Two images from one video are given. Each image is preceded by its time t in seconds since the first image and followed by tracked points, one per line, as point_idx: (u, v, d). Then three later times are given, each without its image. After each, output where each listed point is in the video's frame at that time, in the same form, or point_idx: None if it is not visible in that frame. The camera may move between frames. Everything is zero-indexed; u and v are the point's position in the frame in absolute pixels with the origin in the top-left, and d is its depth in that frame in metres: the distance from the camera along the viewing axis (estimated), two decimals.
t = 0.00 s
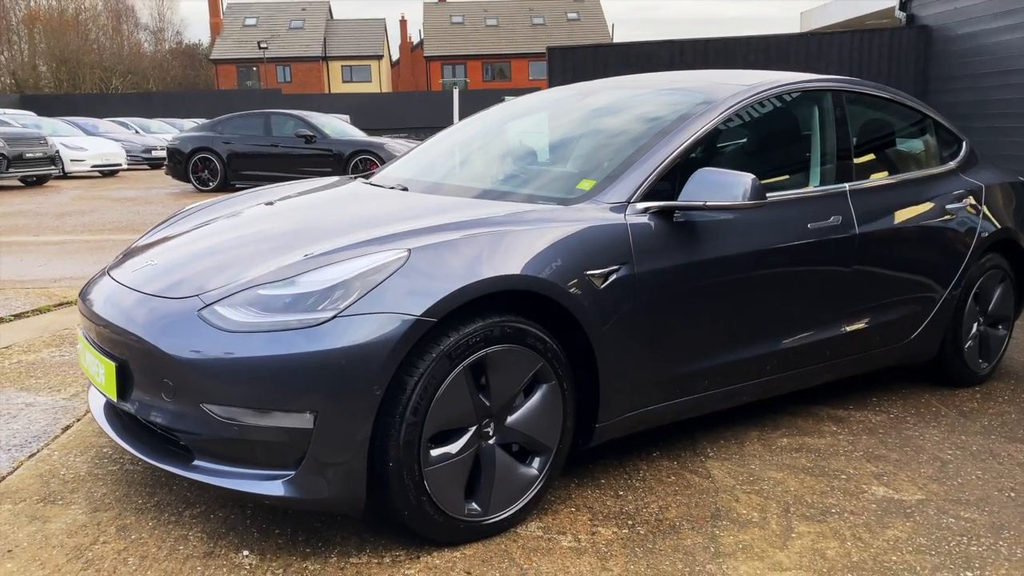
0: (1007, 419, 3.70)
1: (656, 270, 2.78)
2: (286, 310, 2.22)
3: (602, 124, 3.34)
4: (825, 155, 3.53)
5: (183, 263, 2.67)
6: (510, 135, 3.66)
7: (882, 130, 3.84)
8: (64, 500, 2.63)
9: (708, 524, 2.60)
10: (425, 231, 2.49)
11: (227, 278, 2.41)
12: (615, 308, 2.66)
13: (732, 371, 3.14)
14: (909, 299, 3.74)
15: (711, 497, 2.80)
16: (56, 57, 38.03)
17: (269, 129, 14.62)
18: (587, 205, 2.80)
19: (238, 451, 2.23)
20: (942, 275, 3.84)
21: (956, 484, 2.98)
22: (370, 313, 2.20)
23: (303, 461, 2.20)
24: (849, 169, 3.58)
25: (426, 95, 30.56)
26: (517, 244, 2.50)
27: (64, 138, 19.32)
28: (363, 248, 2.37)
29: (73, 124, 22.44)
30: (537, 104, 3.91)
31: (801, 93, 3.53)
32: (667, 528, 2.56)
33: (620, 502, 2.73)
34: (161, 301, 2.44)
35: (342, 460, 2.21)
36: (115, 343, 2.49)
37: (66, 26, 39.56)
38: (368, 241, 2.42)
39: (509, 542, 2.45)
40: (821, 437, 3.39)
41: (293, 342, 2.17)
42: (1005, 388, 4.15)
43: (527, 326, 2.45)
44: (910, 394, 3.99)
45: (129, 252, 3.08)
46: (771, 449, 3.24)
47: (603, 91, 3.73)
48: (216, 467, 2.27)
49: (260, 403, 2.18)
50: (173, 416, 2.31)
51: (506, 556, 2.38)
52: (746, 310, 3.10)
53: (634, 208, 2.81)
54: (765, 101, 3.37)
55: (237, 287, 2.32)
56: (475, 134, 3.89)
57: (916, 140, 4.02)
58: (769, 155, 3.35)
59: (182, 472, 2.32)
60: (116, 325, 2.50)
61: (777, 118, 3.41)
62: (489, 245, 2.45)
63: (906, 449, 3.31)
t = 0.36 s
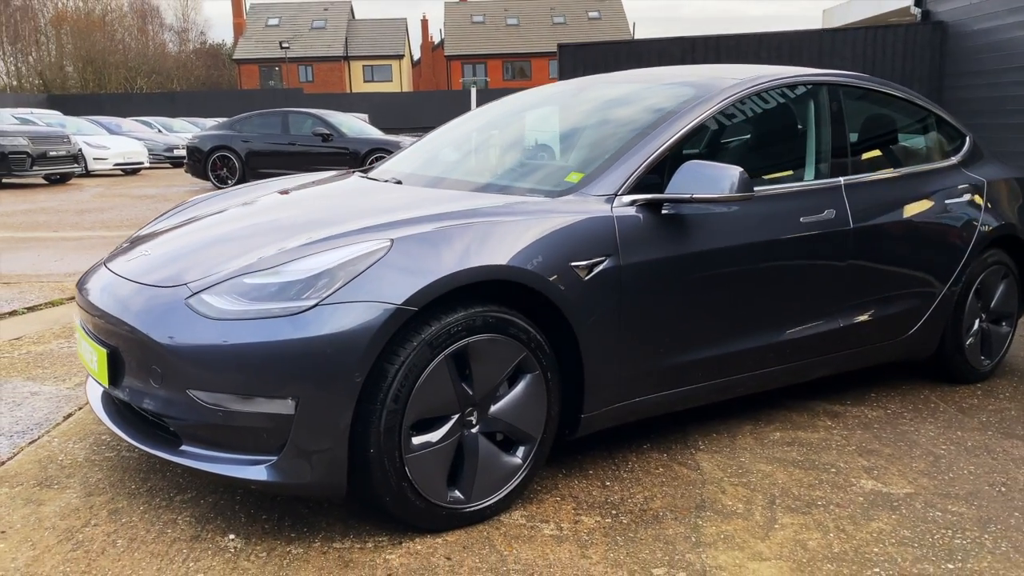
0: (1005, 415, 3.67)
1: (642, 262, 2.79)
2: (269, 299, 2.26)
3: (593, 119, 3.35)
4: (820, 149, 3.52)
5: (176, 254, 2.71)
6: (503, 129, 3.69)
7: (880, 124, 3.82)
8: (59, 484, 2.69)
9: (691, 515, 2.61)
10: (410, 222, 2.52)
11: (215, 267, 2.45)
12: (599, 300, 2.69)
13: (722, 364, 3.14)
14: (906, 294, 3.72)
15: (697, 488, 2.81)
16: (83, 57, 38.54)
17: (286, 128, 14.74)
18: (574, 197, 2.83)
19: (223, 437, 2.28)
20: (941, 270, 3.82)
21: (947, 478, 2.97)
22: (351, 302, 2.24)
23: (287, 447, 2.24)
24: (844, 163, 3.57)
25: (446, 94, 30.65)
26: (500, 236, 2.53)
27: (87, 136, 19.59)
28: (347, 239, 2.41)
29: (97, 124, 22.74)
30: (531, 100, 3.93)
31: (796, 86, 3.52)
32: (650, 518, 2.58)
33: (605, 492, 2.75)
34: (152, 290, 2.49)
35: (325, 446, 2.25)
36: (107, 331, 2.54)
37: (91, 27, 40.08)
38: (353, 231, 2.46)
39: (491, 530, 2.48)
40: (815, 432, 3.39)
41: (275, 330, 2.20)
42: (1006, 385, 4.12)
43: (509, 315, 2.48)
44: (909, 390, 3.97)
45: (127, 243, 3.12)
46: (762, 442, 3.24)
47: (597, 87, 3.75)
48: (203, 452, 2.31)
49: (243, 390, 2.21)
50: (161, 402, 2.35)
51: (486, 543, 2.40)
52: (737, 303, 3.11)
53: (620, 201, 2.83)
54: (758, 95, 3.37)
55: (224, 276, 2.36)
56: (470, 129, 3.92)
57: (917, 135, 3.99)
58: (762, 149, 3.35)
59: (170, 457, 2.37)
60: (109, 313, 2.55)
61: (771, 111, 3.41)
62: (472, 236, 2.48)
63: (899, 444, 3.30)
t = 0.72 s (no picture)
0: (1004, 417, 3.62)
1: (627, 260, 2.79)
2: (248, 295, 2.27)
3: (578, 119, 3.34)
4: (814, 146, 3.49)
5: (163, 251, 2.73)
6: (492, 128, 3.68)
7: (879, 122, 3.78)
8: (47, 478, 2.72)
9: (674, 514, 2.60)
10: (391, 219, 2.53)
11: (198, 263, 2.47)
12: (584, 297, 2.69)
13: (712, 363, 3.12)
14: (904, 293, 3.69)
15: (683, 487, 2.80)
16: (104, 57, 38.94)
17: (300, 126, 14.81)
18: (558, 195, 2.82)
19: (204, 432, 2.29)
20: (939, 269, 3.78)
21: (938, 479, 2.94)
22: (328, 299, 2.25)
23: (266, 443, 2.25)
24: (839, 161, 3.54)
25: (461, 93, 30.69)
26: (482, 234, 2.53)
27: (105, 135, 19.79)
28: (329, 236, 2.42)
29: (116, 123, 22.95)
30: (523, 96, 3.91)
31: (790, 84, 3.49)
32: (633, 517, 2.57)
33: (589, 490, 2.75)
34: (137, 286, 2.50)
35: (303, 442, 2.26)
36: (93, 326, 2.56)
37: (112, 27, 40.49)
38: (335, 229, 2.47)
39: (471, 527, 2.48)
40: (807, 432, 3.36)
41: (253, 326, 2.21)
42: (1008, 386, 4.07)
43: (490, 313, 2.48)
44: (908, 391, 3.93)
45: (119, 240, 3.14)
46: (753, 442, 3.22)
47: (589, 84, 3.73)
48: (185, 446, 2.33)
49: (221, 386, 2.22)
50: (142, 397, 2.37)
51: (465, 540, 2.41)
52: (727, 302, 3.09)
53: (606, 199, 2.82)
54: (750, 92, 3.35)
55: (206, 273, 2.38)
56: (461, 128, 3.91)
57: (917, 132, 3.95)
58: (755, 146, 3.32)
59: (152, 452, 2.39)
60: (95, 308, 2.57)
61: (765, 109, 3.39)
62: (453, 234, 2.48)
63: (892, 444, 3.27)
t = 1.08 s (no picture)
0: (999, 420, 3.59)
1: (611, 262, 2.78)
2: (225, 296, 2.28)
3: (566, 118, 3.33)
4: (806, 147, 3.47)
5: (149, 252, 2.75)
6: (485, 130, 3.68)
7: (875, 122, 3.74)
8: (35, 476, 2.75)
9: (655, 516, 2.59)
10: (371, 220, 2.54)
11: (181, 264, 2.48)
12: (565, 299, 2.70)
13: (700, 365, 3.11)
14: (898, 295, 3.66)
15: (666, 489, 2.79)
16: (120, 58, 39.27)
17: (310, 126, 14.87)
18: (542, 197, 2.82)
19: (183, 432, 2.31)
20: (934, 271, 3.75)
21: (926, 483, 2.91)
22: (305, 300, 2.26)
23: (243, 443, 2.27)
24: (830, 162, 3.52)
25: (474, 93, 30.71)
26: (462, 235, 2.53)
27: (120, 135, 19.97)
28: (308, 237, 2.42)
29: (131, 123, 23.10)
30: (513, 99, 3.92)
31: (782, 84, 3.47)
32: (613, 519, 2.57)
33: (572, 491, 2.74)
34: (121, 286, 2.52)
35: (281, 442, 2.27)
36: (78, 326, 2.58)
37: (129, 28, 40.82)
38: (316, 230, 2.47)
39: (450, 528, 2.49)
40: (798, 434, 3.34)
41: (229, 327, 2.23)
42: (1005, 389, 4.03)
43: (469, 314, 2.49)
44: (903, 394, 3.90)
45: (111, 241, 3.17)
46: (742, 444, 3.21)
47: (585, 85, 3.71)
48: (165, 446, 2.35)
49: (199, 386, 2.24)
50: (124, 397, 2.39)
51: (444, 540, 2.41)
52: (715, 304, 3.08)
53: (590, 200, 2.82)
54: (740, 93, 3.33)
55: (186, 274, 2.39)
56: (452, 131, 3.91)
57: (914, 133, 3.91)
58: (744, 147, 3.31)
59: (133, 451, 2.41)
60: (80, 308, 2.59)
61: (755, 110, 3.37)
62: (432, 235, 2.49)
63: (883, 447, 3.24)
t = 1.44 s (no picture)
0: (986, 420, 3.55)
1: (585, 259, 2.77)
2: (191, 292, 2.28)
3: (544, 114, 3.32)
4: (790, 144, 3.44)
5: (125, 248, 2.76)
6: (472, 127, 3.67)
7: (862, 119, 3.70)
8: (10, 472, 2.76)
9: (627, 514, 2.58)
10: (342, 217, 2.53)
11: (151, 261, 2.48)
12: (537, 296, 2.68)
13: (679, 363, 3.09)
14: (884, 294, 3.63)
15: (641, 487, 2.77)
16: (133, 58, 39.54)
17: (316, 125, 14.89)
18: (517, 194, 2.81)
19: (150, 428, 2.31)
20: (922, 269, 3.71)
21: (905, 483, 2.88)
22: (269, 296, 2.25)
23: (209, 439, 2.27)
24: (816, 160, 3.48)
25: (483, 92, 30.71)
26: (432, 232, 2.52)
27: (129, 135, 20.09)
28: (277, 233, 2.42)
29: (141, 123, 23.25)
30: (499, 97, 3.91)
31: (767, 81, 3.44)
32: (584, 517, 2.55)
33: (545, 489, 2.73)
34: (92, 282, 2.53)
35: (246, 437, 2.27)
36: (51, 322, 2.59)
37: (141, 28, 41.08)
38: (285, 225, 2.47)
39: (419, 525, 2.48)
40: (780, 433, 3.32)
41: (194, 323, 2.22)
42: (996, 390, 3.98)
43: (438, 311, 2.48)
44: (891, 393, 3.86)
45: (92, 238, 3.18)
46: (722, 443, 3.19)
47: (572, 82, 3.69)
48: (133, 442, 2.35)
49: (164, 382, 2.24)
50: (93, 393, 2.39)
51: (411, 537, 2.41)
52: (694, 302, 3.06)
53: (565, 197, 2.80)
54: (723, 90, 3.30)
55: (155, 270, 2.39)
56: (437, 129, 3.91)
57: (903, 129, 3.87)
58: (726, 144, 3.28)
59: (102, 446, 2.42)
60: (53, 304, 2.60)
61: (737, 106, 3.34)
62: (401, 232, 2.48)
63: (865, 447, 3.21)
